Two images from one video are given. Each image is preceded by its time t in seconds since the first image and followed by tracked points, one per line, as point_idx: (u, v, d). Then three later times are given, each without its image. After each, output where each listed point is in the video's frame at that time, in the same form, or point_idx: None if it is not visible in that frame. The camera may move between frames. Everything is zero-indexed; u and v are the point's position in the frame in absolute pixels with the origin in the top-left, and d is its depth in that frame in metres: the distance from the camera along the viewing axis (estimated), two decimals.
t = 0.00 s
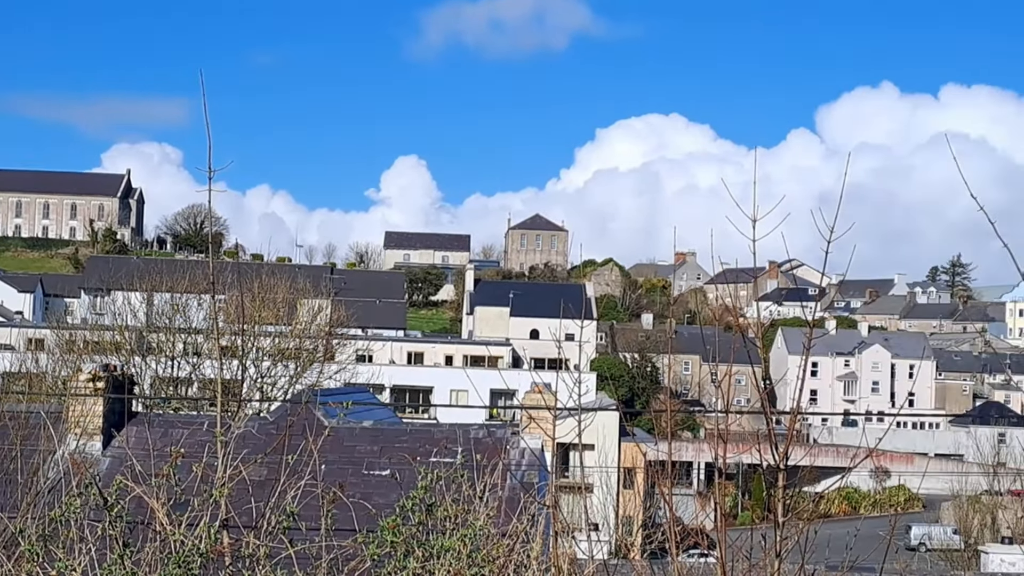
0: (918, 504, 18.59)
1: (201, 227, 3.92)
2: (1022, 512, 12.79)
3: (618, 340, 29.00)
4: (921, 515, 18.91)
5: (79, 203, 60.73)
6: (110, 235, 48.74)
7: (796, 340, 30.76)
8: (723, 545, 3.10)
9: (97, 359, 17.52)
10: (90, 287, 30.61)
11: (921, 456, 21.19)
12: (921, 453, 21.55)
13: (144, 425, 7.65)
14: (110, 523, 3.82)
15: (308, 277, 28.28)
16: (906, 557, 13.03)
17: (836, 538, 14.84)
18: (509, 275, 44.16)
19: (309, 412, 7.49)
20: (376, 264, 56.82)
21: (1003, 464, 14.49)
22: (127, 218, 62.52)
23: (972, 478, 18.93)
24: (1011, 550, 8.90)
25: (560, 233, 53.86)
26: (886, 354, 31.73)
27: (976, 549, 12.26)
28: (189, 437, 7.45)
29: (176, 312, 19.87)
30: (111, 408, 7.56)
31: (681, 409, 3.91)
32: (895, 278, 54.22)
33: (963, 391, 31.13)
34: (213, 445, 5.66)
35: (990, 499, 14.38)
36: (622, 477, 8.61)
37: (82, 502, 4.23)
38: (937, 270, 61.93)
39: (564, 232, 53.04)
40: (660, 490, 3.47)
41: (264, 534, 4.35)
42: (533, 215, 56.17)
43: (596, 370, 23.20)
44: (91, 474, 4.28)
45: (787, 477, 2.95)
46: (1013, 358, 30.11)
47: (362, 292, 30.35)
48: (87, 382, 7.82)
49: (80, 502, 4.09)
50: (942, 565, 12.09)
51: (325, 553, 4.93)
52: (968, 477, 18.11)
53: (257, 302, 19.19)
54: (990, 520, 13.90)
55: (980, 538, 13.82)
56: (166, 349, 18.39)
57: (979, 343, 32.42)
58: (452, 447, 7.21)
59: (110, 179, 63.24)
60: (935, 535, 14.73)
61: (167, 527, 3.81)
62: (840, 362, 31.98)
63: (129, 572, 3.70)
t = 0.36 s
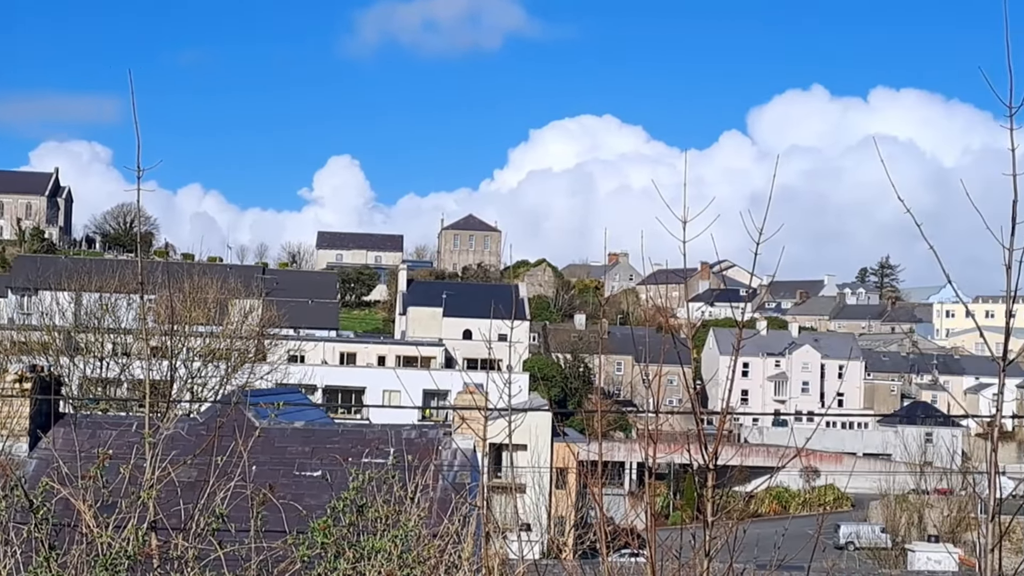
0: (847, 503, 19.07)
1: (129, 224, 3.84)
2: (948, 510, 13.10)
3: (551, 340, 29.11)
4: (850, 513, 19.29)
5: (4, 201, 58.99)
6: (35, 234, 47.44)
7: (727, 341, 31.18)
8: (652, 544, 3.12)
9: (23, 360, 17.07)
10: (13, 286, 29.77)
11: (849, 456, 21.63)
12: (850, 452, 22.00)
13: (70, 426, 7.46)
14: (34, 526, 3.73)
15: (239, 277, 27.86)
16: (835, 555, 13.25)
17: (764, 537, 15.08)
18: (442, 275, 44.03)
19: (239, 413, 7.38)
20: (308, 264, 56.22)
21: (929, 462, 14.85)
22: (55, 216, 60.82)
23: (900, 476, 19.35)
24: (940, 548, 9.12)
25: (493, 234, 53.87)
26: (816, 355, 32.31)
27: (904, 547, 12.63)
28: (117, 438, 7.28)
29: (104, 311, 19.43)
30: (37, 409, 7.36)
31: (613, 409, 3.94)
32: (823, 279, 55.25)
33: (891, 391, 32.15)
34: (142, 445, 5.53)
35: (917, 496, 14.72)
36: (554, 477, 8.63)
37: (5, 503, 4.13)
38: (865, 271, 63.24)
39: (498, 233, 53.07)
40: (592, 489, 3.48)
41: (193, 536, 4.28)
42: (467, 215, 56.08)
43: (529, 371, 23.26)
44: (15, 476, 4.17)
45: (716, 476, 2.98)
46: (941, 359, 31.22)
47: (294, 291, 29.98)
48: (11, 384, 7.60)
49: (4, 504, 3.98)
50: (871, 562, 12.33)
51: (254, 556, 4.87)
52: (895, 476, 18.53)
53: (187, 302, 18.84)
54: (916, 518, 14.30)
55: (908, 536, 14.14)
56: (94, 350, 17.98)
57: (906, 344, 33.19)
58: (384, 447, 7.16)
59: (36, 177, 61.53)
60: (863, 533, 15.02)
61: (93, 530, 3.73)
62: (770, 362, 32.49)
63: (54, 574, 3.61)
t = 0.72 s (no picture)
0: (807, 503, 19.30)
1: (89, 222, 3.78)
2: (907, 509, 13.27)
3: (513, 341, 29.13)
4: (810, 513, 19.50)
5: None
6: None
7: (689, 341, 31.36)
8: (613, 543, 3.12)
9: None
10: None
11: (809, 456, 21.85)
12: (811, 453, 22.21)
13: (28, 426, 7.33)
14: None
15: (199, 276, 27.59)
16: (796, 554, 13.37)
17: (724, 537, 15.21)
18: (404, 276, 43.89)
19: (200, 413, 7.30)
20: (269, 264, 55.77)
21: (889, 462, 15.05)
22: (12, 214, 59.78)
23: (859, 476, 19.59)
24: (900, 547, 9.24)
25: (456, 234, 53.82)
26: (777, 355, 32.55)
27: (864, 546, 12.83)
28: (76, 438, 7.18)
29: (63, 311, 19.15)
30: None
31: (574, 410, 3.94)
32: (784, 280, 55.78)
33: (851, 391, 32.59)
34: (101, 442, 5.45)
35: (877, 496, 14.92)
36: (516, 478, 8.63)
37: None
38: (826, 272, 63.92)
39: (460, 233, 52.99)
40: (552, 489, 3.49)
41: (153, 536, 4.24)
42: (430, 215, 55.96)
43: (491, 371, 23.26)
44: None
45: (678, 477, 2.99)
46: (900, 360, 31.70)
47: (256, 291, 29.72)
48: None
49: None
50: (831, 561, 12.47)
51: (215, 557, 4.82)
52: (855, 476, 18.76)
53: (148, 302, 18.64)
54: (876, 517, 14.51)
55: (868, 535, 14.30)
56: (53, 349, 17.73)
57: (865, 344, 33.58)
58: (345, 448, 7.11)
59: None
60: (823, 533, 15.17)
61: (51, 531, 3.67)
62: (731, 363, 32.74)
63: None
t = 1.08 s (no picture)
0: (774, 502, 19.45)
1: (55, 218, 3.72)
2: (874, 509, 13.40)
3: (483, 341, 29.12)
4: (778, 513, 19.63)
5: None
6: None
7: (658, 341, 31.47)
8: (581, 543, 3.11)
9: None
10: None
11: (777, 456, 22.02)
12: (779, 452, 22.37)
13: None
14: None
15: (167, 276, 27.34)
16: (764, 554, 13.46)
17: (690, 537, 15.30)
18: (374, 275, 43.74)
19: (168, 413, 7.23)
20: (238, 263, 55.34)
21: (857, 461, 15.19)
22: None
23: (827, 475, 19.75)
24: (868, 545, 9.32)
25: (426, 233, 53.71)
26: (746, 355, 32.68)
27: (831, 546, 12.94)
28: (42, 439, 7.08)
29: (29, 310, 18.90)
30: None
31: (544, 410, 3.93)
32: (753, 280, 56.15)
33: (819, 391, 32.88)
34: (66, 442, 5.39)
35: (844, 496, 15.06)
36: (486, 477, 8.61)
37: None
38: (794, 272, 64.44)
39: (430, 232, 52.88)
40: (519, 489, 3.48)
41: (119, 536, 4.19)
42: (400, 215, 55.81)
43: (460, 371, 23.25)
44: None
45: (645, 476, 2.99)
46: (868, 361, 32.01)
47: (224, 290, 29.45)
48: None
49: None
50: (799, 560, 12.58)
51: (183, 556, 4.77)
52: (822, 475, 18.91)
53: (115, 301, 18.44)
54: (844, 516, 14.64)
55: (836, 535, 14.42)
56: (20, 349, 17.51)
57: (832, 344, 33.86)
58: (313, 447, 7.07)
59: None
60: (791, 532, 15.28)
61: (16, 531, 3.62)
62: (700, 363, 32.92)
63: None
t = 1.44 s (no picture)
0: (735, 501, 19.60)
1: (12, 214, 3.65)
2: (835, 507, 13.51)
3: (446, 340, 29.06)
4: (740, 511, 19.76)
5: None
6: None
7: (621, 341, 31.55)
8: (542, 541, 3.11)
9: None
10: None
11: (739, 455, 22.16)
12: (741, 451, 22.52)
13: None
14: None
15: (127, 274, 26.97)
16: (725, 552, 13.54)
17: (651, 537, 15.37)
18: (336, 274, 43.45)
19: (128, 412, 7.13)
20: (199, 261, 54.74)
21: (818, 460, 15.34)
22: None
23: (788, 474, 19.92)
24: (830, 543, 9.38)
25: (390, 232, 53.51)
26: (708, 354, 32.86)
27: (792, 544, 13.04)
28: None
29: None
30: None
31: (504, 409, 3.91)
32: (716, 279, 56.51)
33: (780, 390, 33.16)
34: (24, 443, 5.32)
35: (806, 494, 15.18)
36: (448, 476, 8.59)
37: None
38: (757, 272, 64.93)
39: (393, 231, 52.64)
40: (481, 488, 3.47)
41: (77, 537, 4.14)
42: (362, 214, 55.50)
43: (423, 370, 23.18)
44: None
45: (605, 475, 2.99)
46: (828, 360, 32.32)
47: (185, 289, 29.11)
48: None
49: None
50: (761, 559, 12.67)
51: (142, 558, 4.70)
52: (783, 474, 19.05)
53: (74, 299, 18.18)
54: (805, 515, 14.76)
55: (796, 533, 14.54)
56: None
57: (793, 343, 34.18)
58: (274, 447, 7.00)
59: None
60: (752, 530, 15.40)
61: None
62: (663, 362, 33.06)
63: None
